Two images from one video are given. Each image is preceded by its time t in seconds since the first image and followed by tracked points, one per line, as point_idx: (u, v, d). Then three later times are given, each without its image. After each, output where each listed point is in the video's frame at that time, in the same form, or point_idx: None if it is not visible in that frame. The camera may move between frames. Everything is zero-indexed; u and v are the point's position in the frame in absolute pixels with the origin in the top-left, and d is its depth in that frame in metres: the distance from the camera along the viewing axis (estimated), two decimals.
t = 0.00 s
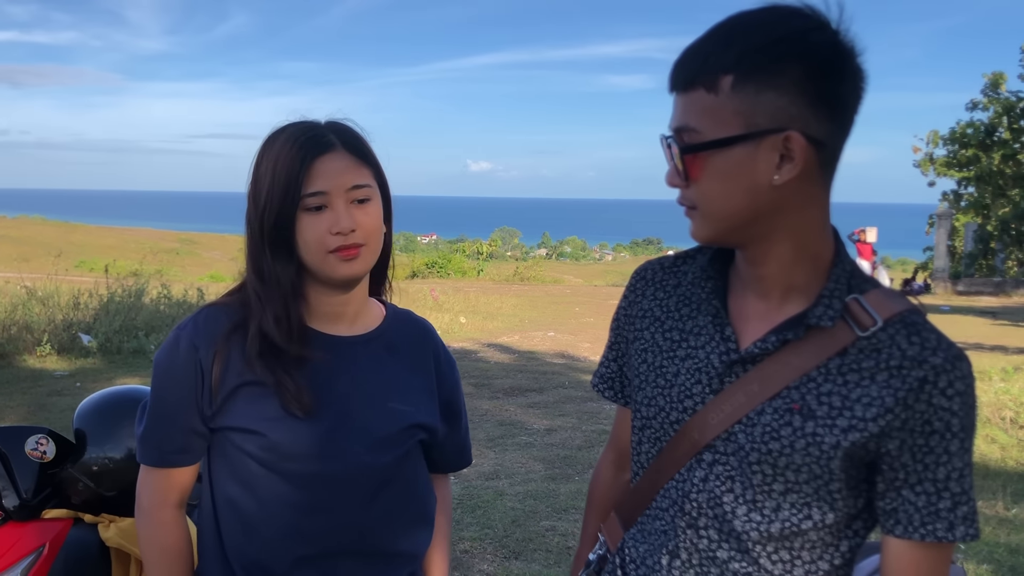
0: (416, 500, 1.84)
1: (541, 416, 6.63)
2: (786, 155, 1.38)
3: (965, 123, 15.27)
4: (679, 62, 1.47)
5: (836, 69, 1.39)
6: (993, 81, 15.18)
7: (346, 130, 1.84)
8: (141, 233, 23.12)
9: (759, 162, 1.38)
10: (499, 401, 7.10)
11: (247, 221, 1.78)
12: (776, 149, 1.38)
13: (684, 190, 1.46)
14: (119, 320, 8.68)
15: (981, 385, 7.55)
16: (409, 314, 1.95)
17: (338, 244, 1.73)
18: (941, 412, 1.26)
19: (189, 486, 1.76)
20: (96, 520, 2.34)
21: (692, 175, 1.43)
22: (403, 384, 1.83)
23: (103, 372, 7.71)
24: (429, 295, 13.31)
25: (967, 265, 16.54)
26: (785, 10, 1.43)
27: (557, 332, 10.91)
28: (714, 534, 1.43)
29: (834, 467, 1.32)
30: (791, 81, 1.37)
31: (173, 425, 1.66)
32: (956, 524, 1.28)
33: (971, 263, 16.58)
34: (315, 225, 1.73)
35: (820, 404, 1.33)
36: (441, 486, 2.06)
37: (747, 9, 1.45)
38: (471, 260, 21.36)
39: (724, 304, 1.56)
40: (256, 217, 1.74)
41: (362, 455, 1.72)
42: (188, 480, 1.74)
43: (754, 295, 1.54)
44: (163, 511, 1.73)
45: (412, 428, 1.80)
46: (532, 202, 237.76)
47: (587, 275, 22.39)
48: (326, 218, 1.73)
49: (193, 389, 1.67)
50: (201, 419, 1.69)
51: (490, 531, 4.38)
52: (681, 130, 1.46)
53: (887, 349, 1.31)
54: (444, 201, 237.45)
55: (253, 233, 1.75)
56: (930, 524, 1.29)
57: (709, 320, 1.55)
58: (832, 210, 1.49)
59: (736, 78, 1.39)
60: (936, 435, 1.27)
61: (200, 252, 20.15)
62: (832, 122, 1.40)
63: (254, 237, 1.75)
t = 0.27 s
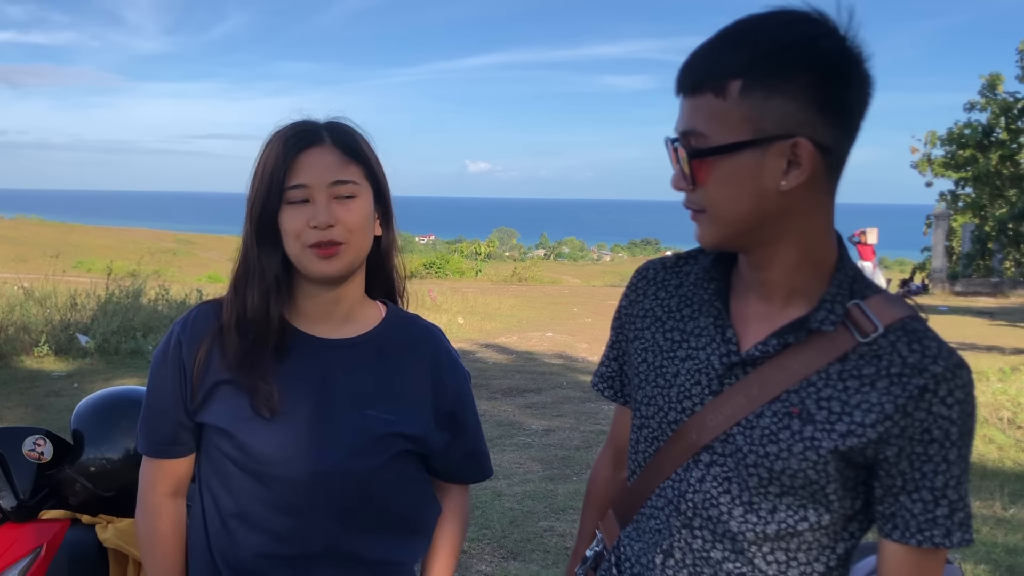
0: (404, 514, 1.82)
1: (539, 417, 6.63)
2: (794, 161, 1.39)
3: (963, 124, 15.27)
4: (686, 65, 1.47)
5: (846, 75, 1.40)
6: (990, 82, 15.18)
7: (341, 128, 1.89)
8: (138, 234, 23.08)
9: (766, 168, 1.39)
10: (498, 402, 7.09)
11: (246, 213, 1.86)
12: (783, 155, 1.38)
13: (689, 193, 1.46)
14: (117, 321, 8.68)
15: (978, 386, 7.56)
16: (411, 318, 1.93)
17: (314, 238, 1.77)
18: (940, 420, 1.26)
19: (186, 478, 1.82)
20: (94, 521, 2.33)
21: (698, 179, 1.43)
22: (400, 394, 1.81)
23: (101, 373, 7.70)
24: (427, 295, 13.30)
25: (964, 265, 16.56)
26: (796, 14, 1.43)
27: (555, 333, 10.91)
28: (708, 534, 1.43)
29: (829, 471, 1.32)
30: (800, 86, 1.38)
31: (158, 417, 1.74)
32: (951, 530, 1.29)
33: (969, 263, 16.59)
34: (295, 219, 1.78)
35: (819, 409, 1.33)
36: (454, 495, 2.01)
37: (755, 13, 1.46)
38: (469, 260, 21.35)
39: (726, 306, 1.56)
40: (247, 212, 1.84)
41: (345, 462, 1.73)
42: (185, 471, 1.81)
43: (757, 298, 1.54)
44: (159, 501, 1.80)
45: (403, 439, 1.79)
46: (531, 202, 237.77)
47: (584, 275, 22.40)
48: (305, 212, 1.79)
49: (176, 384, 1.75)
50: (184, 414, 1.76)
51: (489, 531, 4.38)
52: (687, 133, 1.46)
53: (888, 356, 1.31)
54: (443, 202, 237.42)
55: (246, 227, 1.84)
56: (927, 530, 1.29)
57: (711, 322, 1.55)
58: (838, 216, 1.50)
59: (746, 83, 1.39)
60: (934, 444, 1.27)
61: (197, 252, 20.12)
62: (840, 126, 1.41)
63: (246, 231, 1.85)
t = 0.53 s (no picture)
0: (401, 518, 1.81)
1: (537, 417, 6.63)
2: (798, 163, 1.39)
3: (960, 125, 15.30)
4: (690, 65, 1.47)
5: (852, 76, 1.41)
6: (987, 82, 15.21)
7: (339, 128, 1.90)
8: (135, 234, 23.06)
9: (771, 170, 1.39)
10: (495, 402, 7.09)
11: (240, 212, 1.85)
12: (789, 157, 1.39)
13: (693, 195, 1.46)
14: (114, 321, 8.66)
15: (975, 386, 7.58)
16: (408, 317, 1.93)
17: (316, 236, 1.78)
18: (941, 420, 1.27)
19: (176, 480, 1.83)
20: (91, 521, 2.36)
21: (702, 181, 1.43)
22: (400, 395, 1.81)
23: (98, 374, 7.69)
24: (425, 295, 13.30)
25: (961, 265, 16.59)
26: (802, 16, 1.43)
27: (552, 333, 10.91)
28: (709, 534, 1.44)
29: (830, 472, 1.32)
30: (805, 88, 1.38)
31: (153, 419, 1.75)
32: (953, 531, 1.29)
33: (966, 263, 16.62)
34: (296, 217, 1.79)
35: (821, 410, 1.34)
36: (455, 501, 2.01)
37: (759, 13, 1.46)
38: (466, 261, 21.34)
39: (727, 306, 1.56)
40: (242, 211, 1.83)
41: (343, 463, 1.73)
42: (174, 472, 1.81)
43: (759, 299, 1.54)
44: (149, 502, 1.81)
45: (402, 442, 1.79)
46: (528, 203, 237.81)
47: (582, 276, 22.40)
48: (306, 210, 1.79)
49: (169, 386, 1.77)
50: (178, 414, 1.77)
51: (486, 532, 4.38)
52: (691, 134, 1.46)
53: (888, 357, 1.31)
54: (440, 202, 237.39)
55: (241, 226, 1.84)
56: (928, 531, 1.29)
57: (711, 322, 1.55)
58: (839, 217, 1.50)
59: (751, 85, 1.39)
60: (936, 444, 1.27)
61: (195, 253, 20.09)
62: (844, 129, 1.41)
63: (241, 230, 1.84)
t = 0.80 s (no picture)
0: (394, 519, 1.80)
1: (534, 418, 6.62)
2: (795, 163, 1.39)
3: (956, 124, 15.30)
4: (686, 64, 1.47)
5: (849, 75, 1.41)
6: (984, 83, 15.23)
7: (337, 126, 1.90)
8: (131, 235, 23.04)
9: (767, 170, 1.39)
10: (492, 403, 7.08)
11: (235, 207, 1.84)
12: (785, 157, 1.39)
13: (688, 194, 1.46)
14: (110, 322, 8.64)
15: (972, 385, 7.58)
16: (399, 316, 1.93)
17: (311, 230, 1.78)
18: (940, 418, 1.27)
19: (174, 485, 1.82)
20: (87, 522, 2.34)
21: (699, 180, 1.43)
22: (392, 392, 1.81)
23: (94, 374, 7.67)
24: (422, 295, 13.29)
25: (958, 265, 16.61)
26: (800, 15, 1.43)
27: (549, 333, 10.91)
28: (709, 535, 1.43)
29: (830, 471, 1.32)
30: (802, 87, 1.38)
31: (150, 419, 1.75)
32: (954, 529, 1.28)
33: (962, 263, 16.64)
34: (292, 211, 1.78)
35: (820, 410, 1.34)
36: (445, 506, 2.01)
37: (755, 13, 1.46)
38: (463, 261, 21.34)
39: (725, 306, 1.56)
40: (237, 207, 1.82)
41: (334, 459, 1.73)
42: (172, 477, 1.80)
43: (756, 299, 1.54)
44: (148, 508, 1.80)
45: (394, 438, 1.79)
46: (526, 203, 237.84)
47: (579, 276, 22.40)
48: (303, 204, 1.79)
49: (164, 385, 1.77)
50: (173, 413, 1.77)
51: (483, 532, 4.37)
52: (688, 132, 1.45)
53: (887, 356, 1.31)
54: (438, 203, 237.35)
55: (236, 222, 1.82)
56: (927, 529, 1.29)
57: (709, 323, 1.55)
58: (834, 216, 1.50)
59: (748, 84, 1.39)
60: (935, 443, 1.27)
61: (191, 253, 20.07)
62: (841, 129, 1.41)
63: (235, 226, 1.83)
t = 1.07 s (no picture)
0: (388, 524, 1.76)
1: (530, 419, 6.58)
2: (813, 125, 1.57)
3: (955, 125, 15.26)
4: (708, 34, 1.51)
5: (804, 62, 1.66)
6: (982, 83, 15.20)
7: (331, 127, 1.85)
8: (127, 236, 22.95)
9: (803, 127, 1.53)
10: (488, 404, 7.04)
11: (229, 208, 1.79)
12: (810, 117, 1.55)
13: (741, 157, 1.47)
14: (103, 323, 8.58)
15: (971, 387, 7.55)
16: (394, 319, 1.87)
17: (305, 230, 1.73)
18: (919, 377, 1.28)
19: (167, 488, 1.76)
20: (79, 525, 2.27)
21: (758, 138, 1.47)
22: (392, 394, 1.77)
23: (86, 376, 7.61)
24: (418, 296, 13.24)
25: (956, 266, 16.58)
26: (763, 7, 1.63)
27: (546, 334, 10.87)
28: (709, 525, 1.39)
29: (821, 443, 1.32)
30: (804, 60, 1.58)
31: (141, 420, 1.70)
32: (938, 489, 1.30)
33: (959, 264, 16.63)
34: (287, 211, 1.73)
35: (803, 381, 1.35)
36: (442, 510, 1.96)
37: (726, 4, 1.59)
38: (460, 262, 21.27)
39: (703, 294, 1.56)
40: (232, 207, 1.78)
41: (331, 462, 1.68)
42: (165, 479, 1.75)
43: (735, 282, 1.57)
44: (139, 511, 1.75)
45: (391, 441, 1.74)
46: (524, 203, 237.78)
47: (576, 276, 22.34)
48: (298, 204, 1.74)
49: (156, 386, 1.71)
50: (166, 416, 1.71)
51: (479, 535, 4.33)
52: (733, 94, 1.49)
53: (864, 322, 1.34)
54: (435, 202, 237.22)
55: (231, 220, 1.78)
56: (913, 492, 1.31)
57: (689, 313, 1.54)
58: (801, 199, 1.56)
59: (785, 48, 1.52)
60: (915, 403, 1.29)
61: (186, 254, 19.98)
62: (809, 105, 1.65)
63: (230, 226, 1.78)
